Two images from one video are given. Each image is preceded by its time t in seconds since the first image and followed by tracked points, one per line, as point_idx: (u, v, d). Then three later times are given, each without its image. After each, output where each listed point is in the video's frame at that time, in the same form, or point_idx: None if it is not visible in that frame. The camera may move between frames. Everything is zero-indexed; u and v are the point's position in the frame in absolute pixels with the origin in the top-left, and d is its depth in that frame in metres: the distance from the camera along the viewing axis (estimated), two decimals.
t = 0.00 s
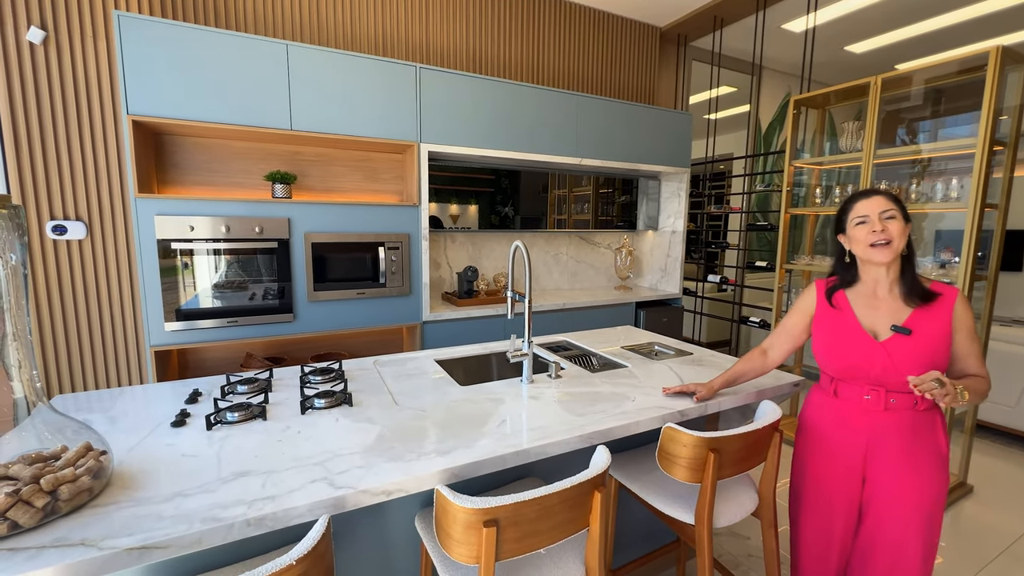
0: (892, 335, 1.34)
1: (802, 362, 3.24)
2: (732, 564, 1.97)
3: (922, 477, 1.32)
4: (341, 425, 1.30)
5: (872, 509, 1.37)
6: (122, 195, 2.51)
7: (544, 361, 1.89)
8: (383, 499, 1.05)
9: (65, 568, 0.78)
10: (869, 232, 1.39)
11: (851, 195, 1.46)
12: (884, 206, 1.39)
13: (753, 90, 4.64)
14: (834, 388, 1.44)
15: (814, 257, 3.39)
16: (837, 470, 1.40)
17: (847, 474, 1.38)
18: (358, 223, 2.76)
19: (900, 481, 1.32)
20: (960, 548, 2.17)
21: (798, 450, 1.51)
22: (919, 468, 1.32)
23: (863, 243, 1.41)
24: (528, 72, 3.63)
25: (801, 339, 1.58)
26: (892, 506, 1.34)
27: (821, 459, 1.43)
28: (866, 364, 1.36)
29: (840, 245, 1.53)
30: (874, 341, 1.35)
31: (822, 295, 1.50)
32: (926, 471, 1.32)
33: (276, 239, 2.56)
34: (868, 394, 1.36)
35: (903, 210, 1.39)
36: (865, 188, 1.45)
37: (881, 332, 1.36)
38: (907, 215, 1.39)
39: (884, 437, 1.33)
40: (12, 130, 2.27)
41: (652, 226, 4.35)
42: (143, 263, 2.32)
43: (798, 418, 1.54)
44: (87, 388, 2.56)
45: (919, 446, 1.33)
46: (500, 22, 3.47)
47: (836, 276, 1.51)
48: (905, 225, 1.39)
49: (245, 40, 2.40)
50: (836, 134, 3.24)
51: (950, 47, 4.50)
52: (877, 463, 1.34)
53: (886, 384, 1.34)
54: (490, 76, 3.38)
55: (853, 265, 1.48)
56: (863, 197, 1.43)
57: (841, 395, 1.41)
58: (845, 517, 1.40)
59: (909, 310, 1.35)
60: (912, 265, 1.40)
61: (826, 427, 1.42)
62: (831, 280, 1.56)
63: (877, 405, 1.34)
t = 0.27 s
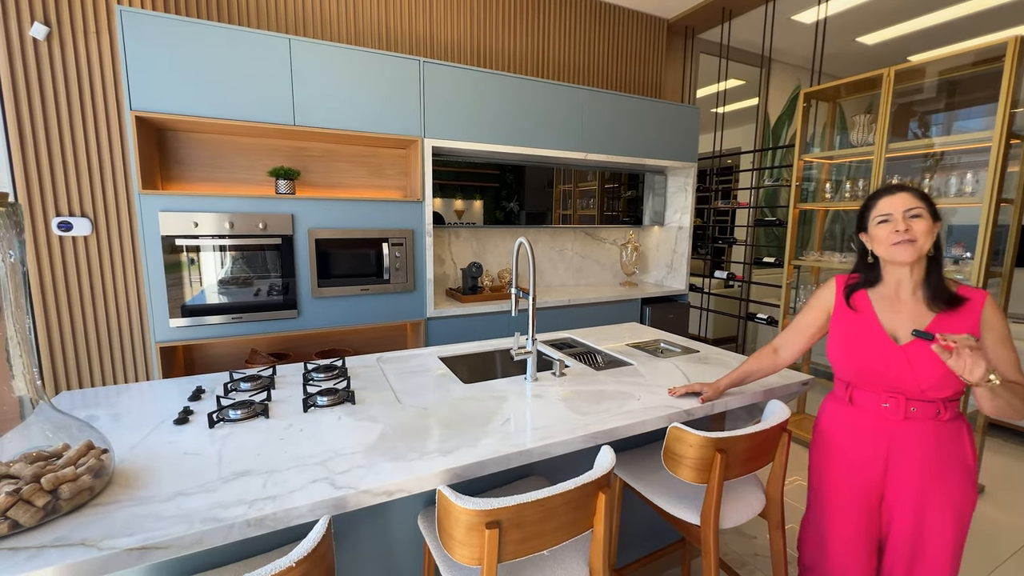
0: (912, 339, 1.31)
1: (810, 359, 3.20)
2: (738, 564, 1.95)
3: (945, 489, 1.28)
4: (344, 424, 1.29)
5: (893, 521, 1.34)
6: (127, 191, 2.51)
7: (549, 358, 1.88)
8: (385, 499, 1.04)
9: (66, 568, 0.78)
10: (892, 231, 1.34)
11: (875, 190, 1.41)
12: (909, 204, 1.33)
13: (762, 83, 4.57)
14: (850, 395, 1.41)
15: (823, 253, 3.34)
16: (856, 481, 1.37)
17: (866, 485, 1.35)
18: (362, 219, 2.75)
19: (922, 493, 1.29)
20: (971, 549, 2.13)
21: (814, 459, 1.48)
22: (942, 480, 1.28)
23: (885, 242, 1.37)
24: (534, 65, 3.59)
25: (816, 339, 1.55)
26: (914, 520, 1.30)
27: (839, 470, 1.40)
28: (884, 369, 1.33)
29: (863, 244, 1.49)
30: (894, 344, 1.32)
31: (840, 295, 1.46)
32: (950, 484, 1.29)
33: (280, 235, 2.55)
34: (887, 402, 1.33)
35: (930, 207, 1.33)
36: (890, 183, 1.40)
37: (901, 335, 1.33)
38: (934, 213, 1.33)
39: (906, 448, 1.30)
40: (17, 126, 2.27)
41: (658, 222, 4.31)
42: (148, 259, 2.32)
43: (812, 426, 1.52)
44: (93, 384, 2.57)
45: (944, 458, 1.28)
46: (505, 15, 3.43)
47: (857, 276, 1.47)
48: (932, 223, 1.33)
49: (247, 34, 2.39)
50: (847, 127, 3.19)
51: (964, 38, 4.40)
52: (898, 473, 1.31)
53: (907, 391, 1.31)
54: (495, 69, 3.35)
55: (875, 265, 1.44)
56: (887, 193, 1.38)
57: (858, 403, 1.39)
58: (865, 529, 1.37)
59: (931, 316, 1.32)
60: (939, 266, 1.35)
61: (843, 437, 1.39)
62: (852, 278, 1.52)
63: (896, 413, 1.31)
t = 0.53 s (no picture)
0: (942, 338, 1.25)
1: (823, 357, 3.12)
2: (747, 566, 1.90)
3: (973, 499, 1.23)
4: (341, 421, 1.27)
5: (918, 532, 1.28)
6: (132, 186, 2.51)
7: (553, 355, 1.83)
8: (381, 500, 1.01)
9: (50, 569, 0.76)
10: (919, 226, 1.28)
11: (901, 182, 1.34)
12: (938, 196, 1.27)
13: (776, 73, 4.46)
14: (872, 398, 1.36)
15: (839, 248, 3.25)
16: (880, 489, 1.31)
17: (890, 493, 1.29)
18: (366, 213, 2.72)
19: (949, 502, 1.24)
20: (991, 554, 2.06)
21: (832, 466, 1.42)
22: (970, 489, 1.23)
23: (912, 237, 1.30)
24: (542, 56, 3.53)
25: (833, 337, 1.49)
26: (941, 531, 1.25)
27: (860, 479, 1.33)
28: (910, 370, 1.27)
29: (888, 238, 1.43)
30: (923, 343, 1.26)
31: (863, 292, 1.40)
32: (978, 493, 1.23)
33: (283, 229, 2.54)
34: (913, 406, 1.28)
35: (961, 199, 1.26)
36: (918, 173, 1.33)
37: (930, 334, 1.27)
38: (965, 205, 1.26)
39: (933, 455, 1.24)
40: (23, 120, 2.27)
41: (668, 216, 4.23)
42: (152, 253, 2.32)
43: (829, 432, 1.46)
44: (100, 377, 2.59)
45: (973, 465, 1.23)
46: (512, 5, 3.37)
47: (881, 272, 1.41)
48: (964, 216, 1.26)
49: (250, 26, 2.36)
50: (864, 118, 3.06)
51: (989, 24, 4.25)
52: (924, 481, 1.25)
53: (935, 394, 1.25)
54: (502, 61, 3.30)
55: (901, 260, 1.38)
56: (914, 185, 1.31)
57: (880, 406, 1.33)
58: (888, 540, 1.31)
59: (962, 313, 1.26)
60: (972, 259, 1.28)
61: (865, 444, 1.33)
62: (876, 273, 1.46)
63: (923, 417, 1.26)
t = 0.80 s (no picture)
0: (963, 340, 1.21)
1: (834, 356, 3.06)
2: (752, 569, 1.87)
3: (991, 507, 1.19)
4: (339, 420, 1.25)
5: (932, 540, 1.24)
6: (137, 182, 2.52)
7: (555, 353, 1.81)
8: (376, 500, 1.00)
9: (40, 568, 0.75)
10: (942, 222, 1.24)
11: (924, 176, 1.30)
12: (964, 192, 1.23)
13: (789, 66, 4.37)
14: (886, 401, 1.31)
15: (851, 244, 3.18)
16: (892, 496, 1.27)
17: (903, 500, 1.25)
18: (369, 209, 2.71)
19: (967, 511, 1.20)
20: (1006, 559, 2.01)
21: (842, 472, 1.38)
22: (987, 497, 1.19)
23: (933, 233, 1.26)
24: (548, 50, 3.49)
25: (844, 338, 1.44)
26: (957, 540, 1.21)
27: (873, 485, 1.29)
28: (928, 373, 1.23)
29: (905, 236, 1.38)
30: (943, 345, 1.22)
31: (879, 291, 1.35)
32: (996, 501, 1.20)
33: (287, 226, 2.53)
34: (930, 410, 1.23)
35: (987, 196, 1.23)
36: (942, 168, 1.29)
37: (950, 337, 1.24)
38: (991, 202, 1.22)
39: (951, 462, 1.20)
40: (29, 117, 2.28)
41: (676, 212, 4.17)
42: (157, 249, 2.32)
43: (840, 436, 1.42)
44: (107, 373, 2.61)
45: (992, 473, 1.19)
46: None
47: (897, 271, 1.37)
48: (989, 213, 1.22)
49: (253, 21, 2.35)
50: (879, 111, 3.01)
51: (1010, 15, 4.12)
52: (940, 488, 1.21)
53: (954, 399, 1.21)
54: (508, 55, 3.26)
55: (920, 259, 1.33)
56: (938, 180, 1.27)
57: (894, 410, 1.29)
58: (899, 547, 1.27)
59: (982, 314, 1.23)
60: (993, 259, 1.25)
61: (878, 449, 1.29)
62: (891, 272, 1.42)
63: (941, 423, 1.22)
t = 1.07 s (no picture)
0: (965, 343, 1.20)
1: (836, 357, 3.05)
2: (754, 571, 1.86)
3: (997, 514, 1.18)
4: (338, 421, 1.25)
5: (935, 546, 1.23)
6: (138, 182, 2.52)
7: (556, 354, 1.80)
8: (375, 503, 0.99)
9: (38, 571, 0.75)
10: (948, 223, 1.22)
11: (929, 177, 1.29)
12: (970, 192, 1.21)
13: (792, 65, 4.34)
14: (888, 405, 1.31)
15: (853, 245, 3.17)
16: (894, 501, 1.26)
17: (905, 505, 1.24)
18: (370, 209, 2.70)
19: (971, 517, 1.18)
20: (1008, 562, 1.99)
21: (844, 475, 1.37)
22: (992, 503, 1.18)
23: (938, 234, 1.25)
24: (550, 50, 3.48)
25: (846, 340, 1.43)
26: (960, 546, 1.19)
27: (874, 489, 1.28)
28: (930, 376, 1.23)
29: (909, 237, 1.37)
30: (945, 348, 1.22)
31: (882, 292, 1.34)
32: (1002, 508, 1.18)
33: (288, 226, 2.53)
34: (931, 414, 1.23)
35: (993, 197, 1.21)
36: (947, 169, 1.28)
37: (953, 339, 1.23)
38: (997, 203, 1.21)
39: (954, 466, 1.19)
40: (30, 118, 2.28)
41: (678, 212, 4.16)
42: (157, 249, 2.32)
43: (842, 439, 1.41)
44: (109, 373, 2.61)
45: (997, 479, 1.17)
46: None
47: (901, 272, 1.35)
48: (995, 214, 1.21)
49: (254, 20, 2.35)
50: (883, 111, 2.98)
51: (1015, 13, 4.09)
52: (941, 493, 1.20)
53: (956, 402, 1.20)
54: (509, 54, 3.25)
55: (924, 261, 1.32)
56: (944, 180, 1.26)
57: (896, 414, 1.28)
58: (901, 553, 1.26)
59: (986, 317, 1.22)
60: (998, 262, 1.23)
61: (880, 453, 1.28)
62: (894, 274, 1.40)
63: (943, 427, 1.21)
